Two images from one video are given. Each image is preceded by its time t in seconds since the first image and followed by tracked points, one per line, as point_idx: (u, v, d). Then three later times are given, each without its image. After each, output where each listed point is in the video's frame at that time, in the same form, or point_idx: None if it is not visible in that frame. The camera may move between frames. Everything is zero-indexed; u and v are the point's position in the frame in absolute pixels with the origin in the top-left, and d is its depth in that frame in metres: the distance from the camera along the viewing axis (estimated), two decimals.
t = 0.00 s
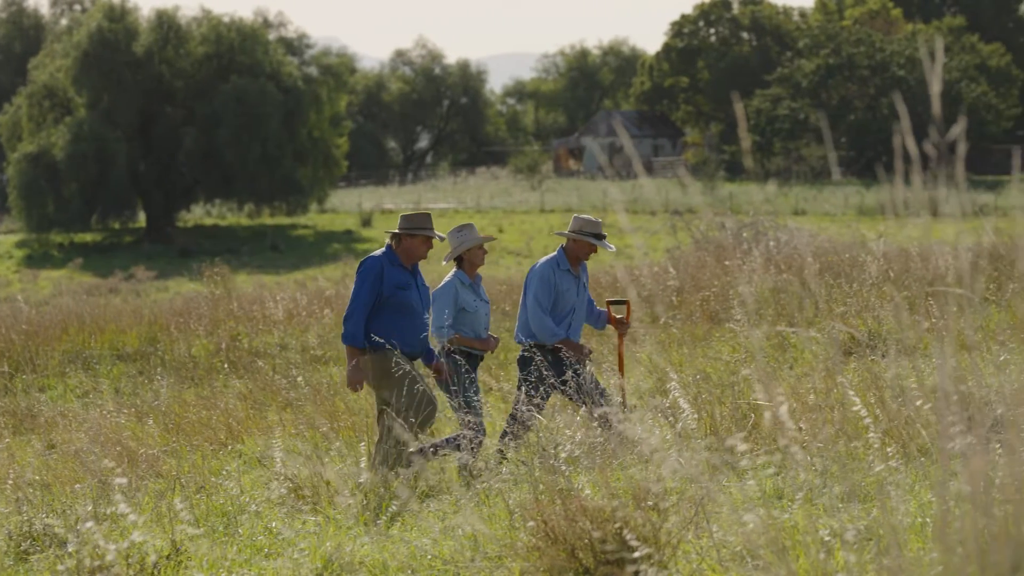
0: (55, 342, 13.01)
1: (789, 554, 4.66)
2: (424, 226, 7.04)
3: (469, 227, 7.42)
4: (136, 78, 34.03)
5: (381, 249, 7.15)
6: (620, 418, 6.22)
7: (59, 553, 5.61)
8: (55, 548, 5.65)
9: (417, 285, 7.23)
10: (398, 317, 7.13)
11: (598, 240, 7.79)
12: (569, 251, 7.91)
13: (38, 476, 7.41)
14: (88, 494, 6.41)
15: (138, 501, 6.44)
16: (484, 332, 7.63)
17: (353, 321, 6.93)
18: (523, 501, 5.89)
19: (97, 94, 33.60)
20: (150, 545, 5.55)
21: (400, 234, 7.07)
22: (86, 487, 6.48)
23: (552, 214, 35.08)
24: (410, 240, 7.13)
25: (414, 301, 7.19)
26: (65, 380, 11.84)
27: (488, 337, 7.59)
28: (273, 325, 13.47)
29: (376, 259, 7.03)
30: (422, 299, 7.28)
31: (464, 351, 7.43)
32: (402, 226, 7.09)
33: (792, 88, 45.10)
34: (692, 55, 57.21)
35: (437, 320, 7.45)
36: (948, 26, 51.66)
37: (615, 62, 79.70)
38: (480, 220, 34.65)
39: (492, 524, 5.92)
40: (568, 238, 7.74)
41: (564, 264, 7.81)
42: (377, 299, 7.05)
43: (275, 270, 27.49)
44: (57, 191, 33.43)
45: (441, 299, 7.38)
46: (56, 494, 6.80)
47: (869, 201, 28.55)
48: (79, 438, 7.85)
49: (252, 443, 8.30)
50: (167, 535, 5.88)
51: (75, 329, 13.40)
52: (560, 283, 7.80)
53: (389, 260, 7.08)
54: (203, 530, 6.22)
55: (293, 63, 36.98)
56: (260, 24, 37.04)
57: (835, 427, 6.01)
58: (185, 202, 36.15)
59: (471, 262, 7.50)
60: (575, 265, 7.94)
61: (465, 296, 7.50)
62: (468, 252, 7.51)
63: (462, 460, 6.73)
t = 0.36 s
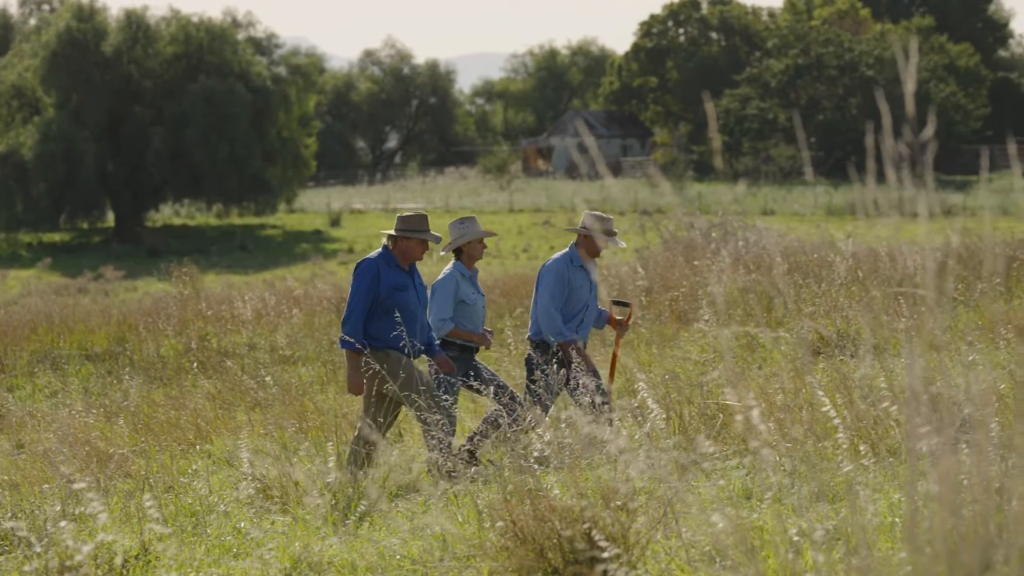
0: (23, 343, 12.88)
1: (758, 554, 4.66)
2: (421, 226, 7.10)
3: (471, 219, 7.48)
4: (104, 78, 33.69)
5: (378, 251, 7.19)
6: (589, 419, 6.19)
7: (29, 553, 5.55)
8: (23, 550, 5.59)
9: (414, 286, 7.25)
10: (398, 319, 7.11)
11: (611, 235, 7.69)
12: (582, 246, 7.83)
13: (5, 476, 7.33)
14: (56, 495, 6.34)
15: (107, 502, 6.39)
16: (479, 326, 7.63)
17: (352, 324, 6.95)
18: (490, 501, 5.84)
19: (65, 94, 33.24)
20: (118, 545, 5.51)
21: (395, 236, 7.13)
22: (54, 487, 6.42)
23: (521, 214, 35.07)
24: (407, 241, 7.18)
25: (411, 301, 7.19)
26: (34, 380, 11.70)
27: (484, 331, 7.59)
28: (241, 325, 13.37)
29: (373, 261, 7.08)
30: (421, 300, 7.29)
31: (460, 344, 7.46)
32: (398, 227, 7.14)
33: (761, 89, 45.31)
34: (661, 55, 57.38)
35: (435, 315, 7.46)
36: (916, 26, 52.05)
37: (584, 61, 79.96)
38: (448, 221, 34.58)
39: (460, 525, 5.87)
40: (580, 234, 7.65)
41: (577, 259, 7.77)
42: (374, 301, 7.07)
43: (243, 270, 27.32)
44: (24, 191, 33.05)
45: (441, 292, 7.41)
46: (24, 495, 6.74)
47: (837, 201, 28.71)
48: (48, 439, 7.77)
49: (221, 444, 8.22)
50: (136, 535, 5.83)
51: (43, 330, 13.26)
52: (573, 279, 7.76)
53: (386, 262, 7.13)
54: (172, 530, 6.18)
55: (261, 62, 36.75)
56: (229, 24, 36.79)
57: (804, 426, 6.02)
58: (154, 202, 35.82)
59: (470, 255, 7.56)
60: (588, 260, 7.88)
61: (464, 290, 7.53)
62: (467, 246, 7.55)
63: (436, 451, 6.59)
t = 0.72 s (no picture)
0: None
1: (728, 555, 4.66)
2: (423, 230, 7.04)
3: (476, 225, 7.37)
4: (73, 77, 33.40)
5: (379, 258, 7.11)
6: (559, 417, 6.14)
7: None
8: None
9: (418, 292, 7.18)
10: (403, 327, 7.06)
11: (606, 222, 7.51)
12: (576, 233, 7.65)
13: None
14: (23, 494, 6.26)
15: (74, 503, 6.31)
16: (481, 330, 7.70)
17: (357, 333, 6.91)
18: (460, 500, 5.79)
19: (33, 93, 32.94)
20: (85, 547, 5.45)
21: (396, 241, 7.05)
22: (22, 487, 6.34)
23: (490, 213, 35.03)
24: (407, 245, 7.10)
25: (415, 309, 7.12)
26: (2, 379, 11.56)
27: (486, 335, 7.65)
28: (210, 325, 13.25)
29: (376, 268, 7.00)
30: (425, 307, 7.24)
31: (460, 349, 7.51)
32: (399, 232, 7.07)
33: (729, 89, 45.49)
34: (630, 55, 57.52)
35: (438, 319, 7.49)
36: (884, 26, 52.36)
37: (553, 60, 80.04)
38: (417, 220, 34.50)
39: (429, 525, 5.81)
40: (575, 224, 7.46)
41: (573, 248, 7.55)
42: (379, 309, 6.99)
43: (212, 269, 27.15)
44: None
45: (443, 298, 7.44)
46: None
47: (805, 201, 28.83)
48: (15, 440, 7.68)
49: (190, 443, 8.12)
50: (103, 537, 5.77)
51: (12, 331, 13.14)
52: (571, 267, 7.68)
53: (389, 269, 7.05)
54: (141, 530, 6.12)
55: (230, 62, 36.50)
56: (198, 23, 36.54)
57: (773, 426, 6.05)
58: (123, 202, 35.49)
59: (473, 261, 7.52)
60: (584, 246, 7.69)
61: (466, 295, 7.56)
62: (471, 251, 7.49)
63: (405, 438, 6.57)
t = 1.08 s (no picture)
0: None
1: (698, 556, 4.65)
2: (432, 224, 6.98)
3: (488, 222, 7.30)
4: (41, 77, 33.11)
5: (388, 251, 7.08)
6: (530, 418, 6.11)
7: None
8: None
9: (426, 285, 7.19)
10: (411, 322, 7.09)
11: (596, 220, 7.40)
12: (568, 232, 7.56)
13: None
14: None
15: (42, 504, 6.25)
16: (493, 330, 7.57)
17: (375, 333, 6.89)
18: (430, 501, 5.75)
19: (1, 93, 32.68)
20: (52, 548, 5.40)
21: (402, 234, 7.01)
22: None
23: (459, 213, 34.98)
24: (414, 239, 7.06)
25: (423, 304, 7.15)
26: None
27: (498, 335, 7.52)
28: (179, 325, 13.13)
29: (385, 262, 6.99)
30: (433, 301, 7.26)
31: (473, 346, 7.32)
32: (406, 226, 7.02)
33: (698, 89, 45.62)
34: (599, 55, 57.62)
35: (451, 313, 7.35)
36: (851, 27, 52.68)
37: (521, 60, 80.02)
38: (385, 220, 34.39)
39: (398, 526, 5.76)
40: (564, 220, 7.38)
41: (563, 246, 7.48)
42: (390, 303, 7.01)
43: (180, 270, 26.96)
44: None
45: (460, 292, 7.29)
46: None
47: (774, 201, 28.96)
48: None
49: (158, 444, 8.03)
50: (70, 537, 5.71)
51: None
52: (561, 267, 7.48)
53: (398, 263, 7.04)
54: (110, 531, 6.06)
55: (198, 62, 36.21)
56: (167, 24, 36.25)
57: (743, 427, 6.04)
58: (91, 202, 35.11)
59: (486, 258, 7.45)
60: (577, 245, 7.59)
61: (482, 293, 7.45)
62: (483, 249, 7.43)
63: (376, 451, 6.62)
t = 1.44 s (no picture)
0: None
1: (667, 556, 4.65)
2: (431, 217, 7.01)
3: (493, 212, 7.21)
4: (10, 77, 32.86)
5: (386, 242, 7.07)
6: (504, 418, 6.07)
7: None
8: None
9: (425, 278, 7.18)
10: (411, 313, 7.11)
11: (595, 225, 7.31)
12: (569, 236, 7.46)
13: None
14: None
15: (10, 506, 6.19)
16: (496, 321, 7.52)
17: (383, 329, 6.91)
18: (400, 501, 5.71)
19: None
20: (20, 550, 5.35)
21: (402, 226, 7.01)
22: None
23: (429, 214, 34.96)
24: (414, 230, 7.06)
25: (422, 296, 7.15)
26: None
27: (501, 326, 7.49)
28: (149, 326, 13.05)
29: (385, 254, 6.98)
30: (431, 294, 7.24)
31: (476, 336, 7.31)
32: (405, 217, 7.03)
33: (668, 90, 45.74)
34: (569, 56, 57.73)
35: (453, 302, 7.31)
36: (820, 29, 53.02)
37: (492, 60, 79.96)
38: (355, 221, 34.32)
39: (368, 526, 5.70)
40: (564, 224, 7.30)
41: (565, 250, 7.39)
42: (391, 295, 7.01)
43: (150, 270, 26.84)
44: None
45: (462, 280, 7.25)
46: None
47: (744, 201, 29.14)
48: None
49: (129, 445, 7.96)
50: (38, 539, 5.66)
51: None
52: (560, 272, 7.37)
53: (398, 255, 7.04)
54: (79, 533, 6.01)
55: (168, 62, 35.91)
56: (137, 24, 35.98)
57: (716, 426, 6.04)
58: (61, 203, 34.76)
59: (489, 248, 7.38)
60: (575, 249, 7.50)
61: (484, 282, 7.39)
62: (486, 239, 7.36)
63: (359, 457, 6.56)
